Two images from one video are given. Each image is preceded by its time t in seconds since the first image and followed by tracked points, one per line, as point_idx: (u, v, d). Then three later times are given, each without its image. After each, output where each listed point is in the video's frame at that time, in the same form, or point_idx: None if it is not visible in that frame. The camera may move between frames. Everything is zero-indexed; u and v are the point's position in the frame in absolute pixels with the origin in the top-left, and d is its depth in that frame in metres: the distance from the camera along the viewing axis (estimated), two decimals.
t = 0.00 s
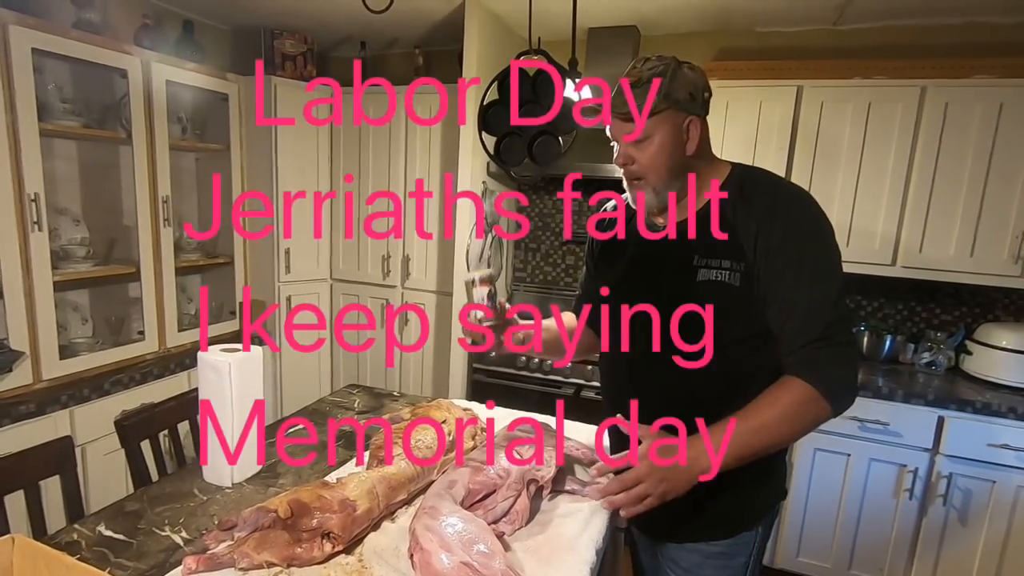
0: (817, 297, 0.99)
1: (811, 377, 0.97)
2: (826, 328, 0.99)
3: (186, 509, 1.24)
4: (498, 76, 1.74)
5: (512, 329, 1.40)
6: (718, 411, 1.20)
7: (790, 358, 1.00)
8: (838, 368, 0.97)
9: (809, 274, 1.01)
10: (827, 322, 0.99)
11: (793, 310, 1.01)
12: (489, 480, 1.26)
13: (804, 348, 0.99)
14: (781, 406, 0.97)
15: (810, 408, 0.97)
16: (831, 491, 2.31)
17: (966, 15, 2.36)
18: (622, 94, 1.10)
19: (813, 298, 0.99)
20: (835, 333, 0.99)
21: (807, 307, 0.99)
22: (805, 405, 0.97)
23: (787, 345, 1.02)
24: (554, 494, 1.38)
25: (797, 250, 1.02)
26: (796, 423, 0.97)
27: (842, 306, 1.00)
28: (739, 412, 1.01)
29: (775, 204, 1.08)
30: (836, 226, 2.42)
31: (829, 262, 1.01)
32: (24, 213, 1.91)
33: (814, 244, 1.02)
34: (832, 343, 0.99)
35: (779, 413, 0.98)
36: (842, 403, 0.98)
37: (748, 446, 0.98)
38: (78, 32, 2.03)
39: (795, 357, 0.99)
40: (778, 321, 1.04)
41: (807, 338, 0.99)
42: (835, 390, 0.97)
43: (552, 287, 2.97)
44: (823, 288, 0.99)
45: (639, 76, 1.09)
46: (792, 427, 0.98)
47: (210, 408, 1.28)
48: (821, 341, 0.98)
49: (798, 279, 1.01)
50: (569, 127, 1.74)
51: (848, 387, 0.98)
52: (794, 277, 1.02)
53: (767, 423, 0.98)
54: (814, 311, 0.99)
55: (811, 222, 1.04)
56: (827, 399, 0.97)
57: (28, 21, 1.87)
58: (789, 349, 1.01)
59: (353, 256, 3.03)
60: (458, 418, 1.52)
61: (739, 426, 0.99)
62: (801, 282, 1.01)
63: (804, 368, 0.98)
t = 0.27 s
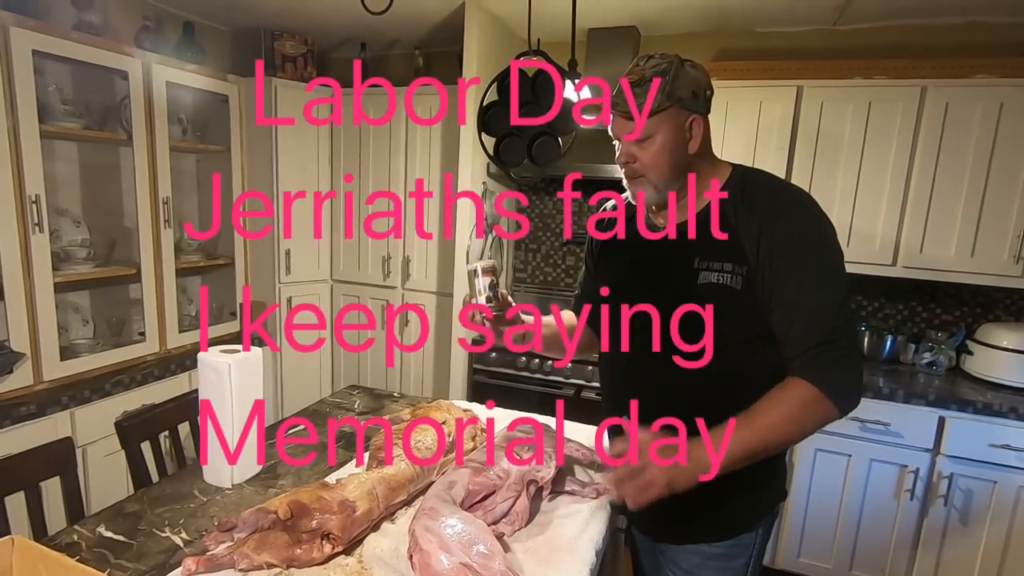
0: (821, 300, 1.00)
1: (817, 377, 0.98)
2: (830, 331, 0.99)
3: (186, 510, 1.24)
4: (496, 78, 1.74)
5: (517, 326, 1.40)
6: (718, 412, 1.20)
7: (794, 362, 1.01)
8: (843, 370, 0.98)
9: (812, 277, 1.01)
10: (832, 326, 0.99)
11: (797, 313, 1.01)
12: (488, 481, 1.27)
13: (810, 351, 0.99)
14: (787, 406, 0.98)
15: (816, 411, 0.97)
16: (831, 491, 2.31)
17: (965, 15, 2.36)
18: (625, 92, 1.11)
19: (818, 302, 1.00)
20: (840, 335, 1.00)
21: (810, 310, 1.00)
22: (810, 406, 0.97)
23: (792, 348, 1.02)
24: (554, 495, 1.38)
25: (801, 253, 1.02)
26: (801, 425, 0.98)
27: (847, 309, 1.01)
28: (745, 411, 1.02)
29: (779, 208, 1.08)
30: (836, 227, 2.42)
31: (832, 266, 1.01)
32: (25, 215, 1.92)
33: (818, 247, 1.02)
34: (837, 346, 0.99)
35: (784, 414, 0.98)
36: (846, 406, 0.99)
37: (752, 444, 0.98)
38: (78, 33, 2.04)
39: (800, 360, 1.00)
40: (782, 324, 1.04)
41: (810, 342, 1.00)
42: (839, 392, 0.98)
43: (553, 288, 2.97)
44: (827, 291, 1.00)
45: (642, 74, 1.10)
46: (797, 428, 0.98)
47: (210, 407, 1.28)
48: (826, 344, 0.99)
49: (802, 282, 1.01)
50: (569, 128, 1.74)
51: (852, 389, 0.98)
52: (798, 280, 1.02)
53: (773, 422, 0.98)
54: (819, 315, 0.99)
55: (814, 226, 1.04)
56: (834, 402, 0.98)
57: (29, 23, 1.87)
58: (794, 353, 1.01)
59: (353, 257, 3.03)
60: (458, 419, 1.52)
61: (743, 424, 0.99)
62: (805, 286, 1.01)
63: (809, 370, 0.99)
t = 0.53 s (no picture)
0: (825, 298, 0.99)
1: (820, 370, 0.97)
2: (835, 329, 0.99)
3: (187, 509, 1.24)
4: (497, 78, 1.73)
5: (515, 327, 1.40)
6: (720, 412, 1.19)
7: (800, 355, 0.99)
8: (847, 367, 0.98)
9: (816, 275, 1.01)
10: (837, 323, 0.99)
11: (801, 311, 1.01)
12: (489, 481, 1.26)
13: (816, 346, 0.98)
14: (793, 368, 0.96)
15: (817, 386, 0.96)
16: (832, 492, 2.30)
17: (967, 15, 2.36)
18: (644, 78, 1.10)
19: (822, 300, 0.99)
20: (845, 332, 0.99)
21: (814, 308, 1.00)
22: (812, 379, 0.96)
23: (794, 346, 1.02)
24: (555, 495, 1.37)
25: (805, 252, 1.02)
26: (801, 391, 0.96)
27: (850, 308, 1.01)
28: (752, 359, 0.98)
29: (782, 207, 1.08)
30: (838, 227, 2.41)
31: (835, 265, 1.01)
32: (26, 215, 1.92)
33: (821, 246, 1.02)
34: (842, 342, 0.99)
35: (788, 374, 0.96)
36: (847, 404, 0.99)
37: (749, 388, 0.96)
38: (79, 33, 2.04)
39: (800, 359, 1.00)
40: (787, 321, 1.04)
41: (812, 340, 0.99)
42: (842, 389, 0.97)
43: (554, 288, 2.97)
44: (831, 290, 1.00)
45: (658, 61, 1.10)
46: (796, 393, 0.96)
47: (210, 407, 1.28)
48: (828, 341, 0.98)
49: (807, 280, 1.01)
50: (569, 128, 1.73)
51: (856, 387, 0.98)
52: (802, 279, 1.02)
53: (777, 377, 0.96)
54: (823, 312, 0.99)
55: (818, 226, 1.04)
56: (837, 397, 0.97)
57: (31, 24, 1.88)
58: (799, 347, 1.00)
59: (355, 257, 3.03)
60: (459, 418, 1.52)
61: (750, 367, 0.96)
62: (808, 284, 1.01)
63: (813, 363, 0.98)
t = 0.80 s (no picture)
0: (817, 295, 0.99)
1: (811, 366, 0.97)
2: (827, 326, 0.98)
3: (185, 510, 1.24)
4: (494, 76, 1.73)
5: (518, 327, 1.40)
6: (717, 411, 1.20)
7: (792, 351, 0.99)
8: (841, 365, 0.98)
9: (809, 272, 1.01)
10: (829, 320, 0.99)
11: (793, 307, 1.01)
12: (488, 480, 1.27)
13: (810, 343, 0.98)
14: (787, 359, 0.98)
15: (808, 379, 0.98)
16: (831, 489, 2.31)
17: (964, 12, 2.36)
18: (650, 68, 1.11)
19: (814, 297, 0.99)
20: (837, 329, 0.99)
21: (806, 304, 0.99)
22: (803, 372, 0.98)
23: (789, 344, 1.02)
24: (554, 494, 1.37)
25: (798, 248, 1.02)
26: (791, 381, 0.98)
27: (842, 305, 1.00)
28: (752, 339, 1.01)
29: (777, 204, 1.08)
30: (836, 225, 2.41)
31: (828, 263, 1.01)
32: (23, 217, 1.92)
33: (815, 243, 1.02)
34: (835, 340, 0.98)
35: (780, 363, 0.98)
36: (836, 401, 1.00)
37: (741, 366, 0.99)
38: (75, 34, 2.03)
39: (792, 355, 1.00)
40: (779, 317, 1.04)
41: (806, 336, 0.99)
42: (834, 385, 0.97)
43: (552, 287, 2.97)
44: (823, 286, 1.00)
45: (660, 54, 1.12)
46: (785, 381, 0.98)
47: (210, 408, 1.28)
48: (820, 336, 0.98)
49: (799, 277, 1.01)
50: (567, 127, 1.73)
51: (847, 385, 0.98)
52: (794, 275, 1.02)
53: (768, 363, 0.98)
54: (815, 308, 0.99)
55: (812, 223, 1.04)
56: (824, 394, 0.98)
57: (26, 24, 1.87)
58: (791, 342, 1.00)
59: (353, 257, 3.03)
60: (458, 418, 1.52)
61: (745, 348, 0.99)
62: (800, 280, 1.01)
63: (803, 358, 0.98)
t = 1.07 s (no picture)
0: (815, 294, 0.99)
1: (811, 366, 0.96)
2: (825, 325, 0.98)
3: (187, 509, 1.24)
4: (495, 75, 1.73)
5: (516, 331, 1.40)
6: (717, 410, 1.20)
7: (792, 350, 0.99)
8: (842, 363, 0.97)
9: (807, 272, 1.00)
10: (827, 319, 0.98)
11: (791, 306, 1.01)
12: (489, 478, 1.27)
13: (809, 340, 0.98)
14: (777, 372, 0.98)
15: (802, 388, 0.97)
16: (832, 487, 2.31)
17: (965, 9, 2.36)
18: (640, 81, 1.11)
19: (812, 296, 0.99)
20: (837, 327, 0.99)
21: (804, 303, 0.99)
22: (796, 382, 0.97)
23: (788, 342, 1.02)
24: (555, 492, 1.37)
25: (797, 247, 1.02)
26: (785, 395, 0.97)
27: (840, 304, 1.00)
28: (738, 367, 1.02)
29: (776, 202, 1.07)
30: (837, 223, 2.41)
31: (827, 261, 1.01)
32: (24, 216, 1.92)
33: (815, 241, 1.02)
34: (831, 339, 0.98)
35: (771, 379, 0.98)
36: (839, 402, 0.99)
37: (736, 397, 0.99)
38: (75, 32, 2.03)
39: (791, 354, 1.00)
40: (776, 314, 1.04)
41: (805, 334, 0.98)
42: (835, 383, 0.97)
43: (553, 286, 2.97)
44: (821, 286, 0.99)
45: (649, 63, 1.11)
46: (780, 397, 0.97)
47: (210, 408, 1.28)
48: (818, 335, 0.98)
49: (797, 276, 1.01)
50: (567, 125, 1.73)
51: (846, 385, 0.98)
52: (792, 274, 1.01)
53: (758, 381, 0.98)
54: (812, 307, 0.99)
55: (811, 221, 1.04)
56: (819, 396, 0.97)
57: (26, 23, 1.87)
58: (787, 341, 1.00)
59: (353, 255, 3.03)
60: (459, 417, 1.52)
61: (733, 376, 1.00)
62: (799, 278, 1.01)
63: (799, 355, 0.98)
